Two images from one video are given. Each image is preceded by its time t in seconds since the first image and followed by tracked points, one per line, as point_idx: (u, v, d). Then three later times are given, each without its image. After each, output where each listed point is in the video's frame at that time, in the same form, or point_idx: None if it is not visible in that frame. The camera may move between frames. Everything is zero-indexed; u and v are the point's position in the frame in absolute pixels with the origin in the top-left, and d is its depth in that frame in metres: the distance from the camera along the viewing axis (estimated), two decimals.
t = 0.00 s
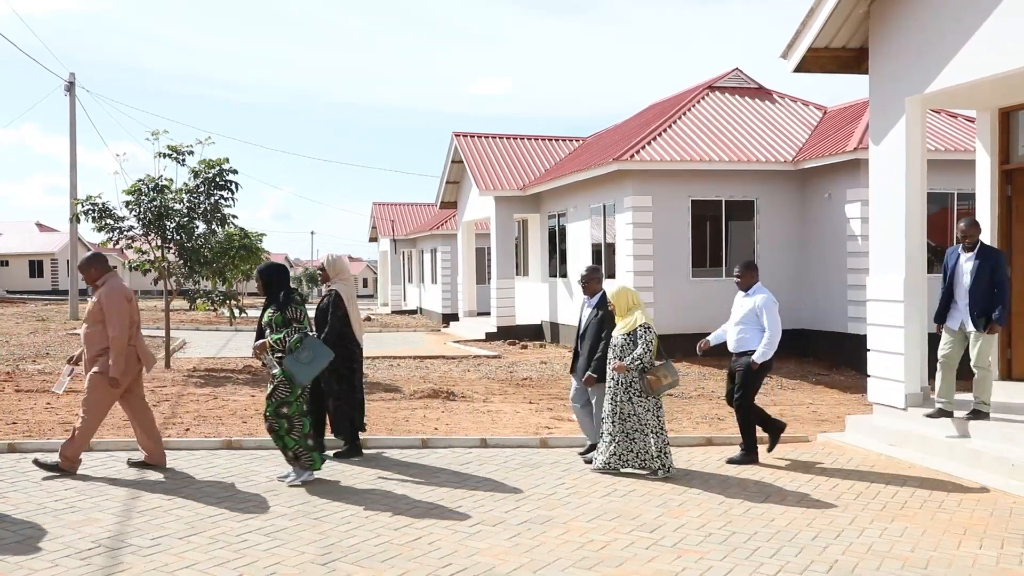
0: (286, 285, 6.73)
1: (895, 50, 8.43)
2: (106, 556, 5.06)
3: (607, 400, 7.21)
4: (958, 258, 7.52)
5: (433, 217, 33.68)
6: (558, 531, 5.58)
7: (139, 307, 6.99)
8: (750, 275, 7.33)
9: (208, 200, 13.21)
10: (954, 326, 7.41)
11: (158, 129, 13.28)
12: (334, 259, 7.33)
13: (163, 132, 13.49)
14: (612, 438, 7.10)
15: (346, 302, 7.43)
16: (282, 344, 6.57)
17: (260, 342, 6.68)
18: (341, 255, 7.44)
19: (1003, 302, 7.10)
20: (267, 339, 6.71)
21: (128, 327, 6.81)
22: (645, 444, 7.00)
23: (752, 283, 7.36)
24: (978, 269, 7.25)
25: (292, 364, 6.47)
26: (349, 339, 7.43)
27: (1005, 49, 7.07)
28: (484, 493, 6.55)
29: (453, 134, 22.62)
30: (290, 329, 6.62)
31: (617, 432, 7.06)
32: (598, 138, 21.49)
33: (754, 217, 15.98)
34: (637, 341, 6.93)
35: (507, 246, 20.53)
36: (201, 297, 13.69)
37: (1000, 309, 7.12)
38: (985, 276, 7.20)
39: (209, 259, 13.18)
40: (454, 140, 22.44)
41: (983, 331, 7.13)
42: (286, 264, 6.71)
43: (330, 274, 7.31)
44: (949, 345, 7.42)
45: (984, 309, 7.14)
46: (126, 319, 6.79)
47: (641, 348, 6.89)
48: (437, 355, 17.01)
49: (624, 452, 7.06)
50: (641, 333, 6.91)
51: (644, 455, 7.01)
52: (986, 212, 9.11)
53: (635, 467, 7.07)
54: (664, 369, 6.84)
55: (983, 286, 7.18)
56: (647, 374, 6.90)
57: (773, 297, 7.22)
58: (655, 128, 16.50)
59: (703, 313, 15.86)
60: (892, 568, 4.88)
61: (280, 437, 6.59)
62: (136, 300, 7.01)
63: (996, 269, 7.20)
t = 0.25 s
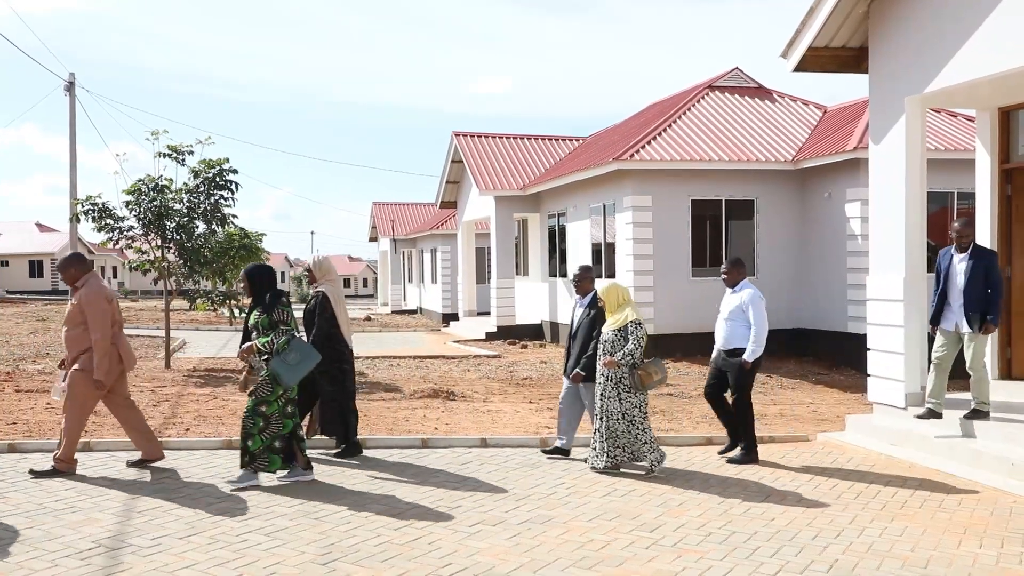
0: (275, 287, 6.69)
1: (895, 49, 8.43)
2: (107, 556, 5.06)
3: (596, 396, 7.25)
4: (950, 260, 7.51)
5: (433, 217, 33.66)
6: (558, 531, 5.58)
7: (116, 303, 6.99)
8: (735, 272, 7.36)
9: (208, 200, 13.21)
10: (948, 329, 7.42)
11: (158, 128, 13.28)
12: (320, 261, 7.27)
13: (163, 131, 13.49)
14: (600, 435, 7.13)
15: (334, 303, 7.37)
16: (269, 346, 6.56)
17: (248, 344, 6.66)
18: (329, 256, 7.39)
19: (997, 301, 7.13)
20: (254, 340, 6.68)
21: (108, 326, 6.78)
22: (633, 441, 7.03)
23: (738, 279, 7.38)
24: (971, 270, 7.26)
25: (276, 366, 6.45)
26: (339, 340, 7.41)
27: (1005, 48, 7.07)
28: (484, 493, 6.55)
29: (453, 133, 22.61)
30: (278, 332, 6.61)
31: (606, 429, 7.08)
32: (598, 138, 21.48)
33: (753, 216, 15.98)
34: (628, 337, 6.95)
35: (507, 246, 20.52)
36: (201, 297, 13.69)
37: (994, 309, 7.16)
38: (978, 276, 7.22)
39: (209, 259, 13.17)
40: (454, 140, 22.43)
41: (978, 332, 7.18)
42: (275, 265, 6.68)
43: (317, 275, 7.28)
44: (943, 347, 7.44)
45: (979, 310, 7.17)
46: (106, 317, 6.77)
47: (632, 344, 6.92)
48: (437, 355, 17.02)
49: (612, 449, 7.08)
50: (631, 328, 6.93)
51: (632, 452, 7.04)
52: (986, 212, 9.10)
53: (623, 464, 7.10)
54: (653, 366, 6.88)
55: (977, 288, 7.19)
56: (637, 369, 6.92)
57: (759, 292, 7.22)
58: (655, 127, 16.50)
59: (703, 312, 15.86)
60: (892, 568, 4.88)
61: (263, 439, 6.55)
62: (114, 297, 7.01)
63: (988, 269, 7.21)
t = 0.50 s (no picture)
0: (256, 289, 6.58)
1: (894, 48, 8.43)
2: (106, 556, 5.06)
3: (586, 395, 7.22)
4: (942, 263, 7.44)
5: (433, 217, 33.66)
6: (558, 530, 5.58)
7: (97, 300, 6.94)
8: (722, 271, 7.34)
9: (208, 200, 13.21)
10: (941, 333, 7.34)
11: (158, 128, 13.28)
12: (304, 259, 7.27)
13: (163, 131, 13.49)
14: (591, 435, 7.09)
15: (319, 302, 7.38)
16: (253, 351, 6.47)
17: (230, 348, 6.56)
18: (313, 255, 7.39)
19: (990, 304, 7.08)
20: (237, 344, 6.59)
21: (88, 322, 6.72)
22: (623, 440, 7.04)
23: (724, 279, 7.38)
24: (964, 272, 7.20)
25: (263, 371, 6.42)
26: (324, 339, 7.38)
27: (1005, 47, 7.07)
28: (484, 493, 6.55)
29: (452, 133, 22.62)
30: (260, 336, 6.49)
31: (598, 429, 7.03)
32: (597, 138, 21.49)
33: (753, 216, 15.98)
34: (621, 336, 6.95)
35: (507, 246, 20.52)
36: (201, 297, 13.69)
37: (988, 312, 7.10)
38: (971, 278, 7.16)
39: (209, 259, 13.17)
40: (454, 139, 22.43)
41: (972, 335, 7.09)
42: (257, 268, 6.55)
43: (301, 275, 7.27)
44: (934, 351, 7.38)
45: (973, 313, 7.09)
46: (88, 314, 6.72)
47: (625, 342, 6.91)
48: (437, 355, 17.02)
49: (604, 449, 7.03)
50: (624, 328, 6.93)
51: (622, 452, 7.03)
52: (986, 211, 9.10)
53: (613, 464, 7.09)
54: (646, 365, 6.88)
55: (971, 290, 7.13)
56: (630, 369, 6.92)
57: (745, 291, 7.22)
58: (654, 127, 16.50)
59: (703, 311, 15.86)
60: (892, 567, 4.88)
61: (250, 441, 6.56)
62: (95, 294, 6.96)
63: (981, 271, 7.17)
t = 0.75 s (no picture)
0: (234, 290, 6.61)
1: (893, 48, 8.43)
2: (105, 555, 5.05)
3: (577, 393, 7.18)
4: (930, 269, 7.41)
5: (432, 216, 33.65)
6: (557, 530, 5.58)
7: (79, 299, 6.86)
8: (706, 273, 7.38)
9: (207, 199, 13.20)
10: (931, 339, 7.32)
11: (157, 127, 13.27)
12: (288, 254, 7.21)
13: (161, 130, 13.48)
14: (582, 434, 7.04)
15: (305, 299, 7.27)
16: (233, 353, 6.50)
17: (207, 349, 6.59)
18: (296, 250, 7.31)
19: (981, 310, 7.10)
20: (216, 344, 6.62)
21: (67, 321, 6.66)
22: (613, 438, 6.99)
23: (710, 280, 7.40)
24: (955, 279, 7.19)
25: (245, 373, 6.43)
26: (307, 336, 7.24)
27: (1004, 47, 7.07)
28: (482, 492, 6.56)
29: (451, 132, 22.61)
30: (239, 338, 6.52)
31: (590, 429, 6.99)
32: (596, 137, 21.48)
33: (752, 215, 15.99)
34: (613, 336, 6.94)
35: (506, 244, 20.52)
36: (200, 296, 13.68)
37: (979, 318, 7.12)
38: (961, 285, 7.15)
39: (208, 258, 13.16)
40: (453, 139, 22.43)
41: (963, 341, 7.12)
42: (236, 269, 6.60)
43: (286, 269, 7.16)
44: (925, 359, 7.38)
45: (966, 320, 7.11)
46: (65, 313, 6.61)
47: (618, 342, 6.91)
48: (436, 354, 17.02)
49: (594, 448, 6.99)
50: (616, 328, 6.92)
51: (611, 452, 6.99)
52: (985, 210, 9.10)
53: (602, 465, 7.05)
54: (637, 365, 6.92)
55: (961, 297, 7.13)
56: (623, 368, 6.93)
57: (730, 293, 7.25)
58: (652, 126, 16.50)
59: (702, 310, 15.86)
60: (890, 566, 4.88)
61: (232, 442, 6.51)
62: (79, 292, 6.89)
63: (969, 277, 7.17)
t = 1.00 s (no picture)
0: (209, 287, 6.60)
1: (891, 49, 8.44)
2: (103, 557, 5.05)
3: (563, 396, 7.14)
4: (915, 276, 7.43)
5: (430, 217, 33.69)
6: (555, 531, 5.58)
7: (58, 298, 6.79)
8: (686, 273, 7.34)
9: (205, 200, 13.19)
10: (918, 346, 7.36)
11: (154, 129, 13.27)
12: (269, 254, 7.15)
13: (159, 132, 13.46)
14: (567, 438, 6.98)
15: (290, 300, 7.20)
16: (205, 352, 6.45)
17: (182, 347, 6.58)
18: (277, 250, 7.25)
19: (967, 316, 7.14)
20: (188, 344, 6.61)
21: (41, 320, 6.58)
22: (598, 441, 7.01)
23: (689, 280, 7.38)
24: (940, 286, 7.21)
25: (218, 372, 6.41)
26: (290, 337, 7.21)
27: (1001, 48, 7.07)
28: (480, 493, 6.56)
29: (449, 133, 22.61)
30: (213, 336, 6.51)
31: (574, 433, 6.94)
32: (594, 138, 21.49)
33: (749, 216, 16.00)
34: (601, 340, 6.91)
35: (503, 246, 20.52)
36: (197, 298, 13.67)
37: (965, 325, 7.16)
38: (946, 290, 7.18)
39: (206, 260, 13.15)
40: (450, 140, 22.43)
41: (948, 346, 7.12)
42: (211, 266, 6.60)
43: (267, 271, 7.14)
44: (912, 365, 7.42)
45: (953, 327, 7.14)
46: (35, 312, 6.53)
47: (606, 346, 6.91)
48: (434, 355, 17.02)
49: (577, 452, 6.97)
50: (604, 332, 6.91)
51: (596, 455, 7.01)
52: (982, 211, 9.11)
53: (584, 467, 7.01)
54: (625, 368, 6.90)
55: (947, 304, 7.16)
56: (611, 372, 6.92)
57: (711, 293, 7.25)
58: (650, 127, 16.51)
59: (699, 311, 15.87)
60: (888, 566, 4.88)
61: (217, 447, 6.50)
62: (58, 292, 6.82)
63: (955, 284, 7.20)
